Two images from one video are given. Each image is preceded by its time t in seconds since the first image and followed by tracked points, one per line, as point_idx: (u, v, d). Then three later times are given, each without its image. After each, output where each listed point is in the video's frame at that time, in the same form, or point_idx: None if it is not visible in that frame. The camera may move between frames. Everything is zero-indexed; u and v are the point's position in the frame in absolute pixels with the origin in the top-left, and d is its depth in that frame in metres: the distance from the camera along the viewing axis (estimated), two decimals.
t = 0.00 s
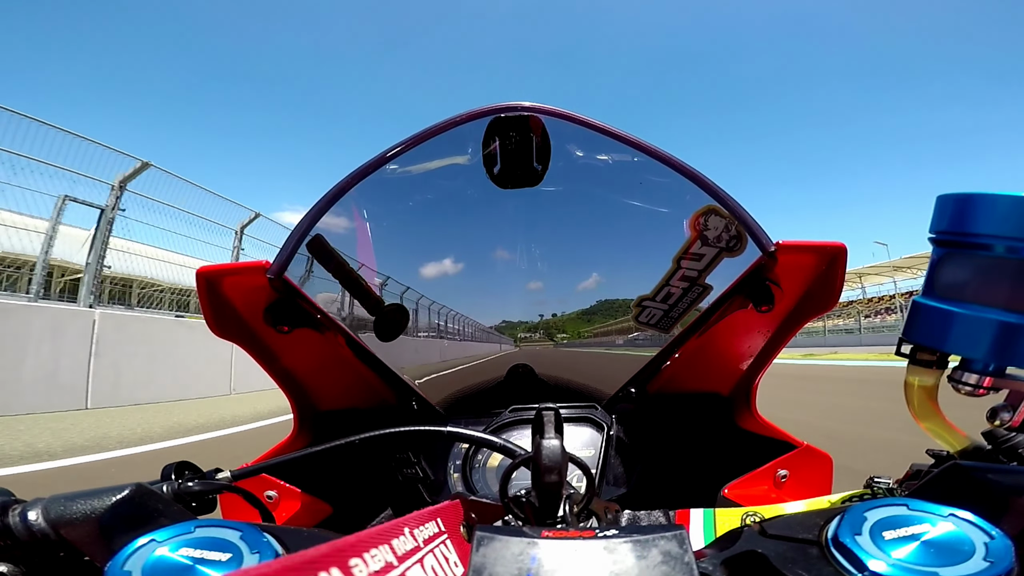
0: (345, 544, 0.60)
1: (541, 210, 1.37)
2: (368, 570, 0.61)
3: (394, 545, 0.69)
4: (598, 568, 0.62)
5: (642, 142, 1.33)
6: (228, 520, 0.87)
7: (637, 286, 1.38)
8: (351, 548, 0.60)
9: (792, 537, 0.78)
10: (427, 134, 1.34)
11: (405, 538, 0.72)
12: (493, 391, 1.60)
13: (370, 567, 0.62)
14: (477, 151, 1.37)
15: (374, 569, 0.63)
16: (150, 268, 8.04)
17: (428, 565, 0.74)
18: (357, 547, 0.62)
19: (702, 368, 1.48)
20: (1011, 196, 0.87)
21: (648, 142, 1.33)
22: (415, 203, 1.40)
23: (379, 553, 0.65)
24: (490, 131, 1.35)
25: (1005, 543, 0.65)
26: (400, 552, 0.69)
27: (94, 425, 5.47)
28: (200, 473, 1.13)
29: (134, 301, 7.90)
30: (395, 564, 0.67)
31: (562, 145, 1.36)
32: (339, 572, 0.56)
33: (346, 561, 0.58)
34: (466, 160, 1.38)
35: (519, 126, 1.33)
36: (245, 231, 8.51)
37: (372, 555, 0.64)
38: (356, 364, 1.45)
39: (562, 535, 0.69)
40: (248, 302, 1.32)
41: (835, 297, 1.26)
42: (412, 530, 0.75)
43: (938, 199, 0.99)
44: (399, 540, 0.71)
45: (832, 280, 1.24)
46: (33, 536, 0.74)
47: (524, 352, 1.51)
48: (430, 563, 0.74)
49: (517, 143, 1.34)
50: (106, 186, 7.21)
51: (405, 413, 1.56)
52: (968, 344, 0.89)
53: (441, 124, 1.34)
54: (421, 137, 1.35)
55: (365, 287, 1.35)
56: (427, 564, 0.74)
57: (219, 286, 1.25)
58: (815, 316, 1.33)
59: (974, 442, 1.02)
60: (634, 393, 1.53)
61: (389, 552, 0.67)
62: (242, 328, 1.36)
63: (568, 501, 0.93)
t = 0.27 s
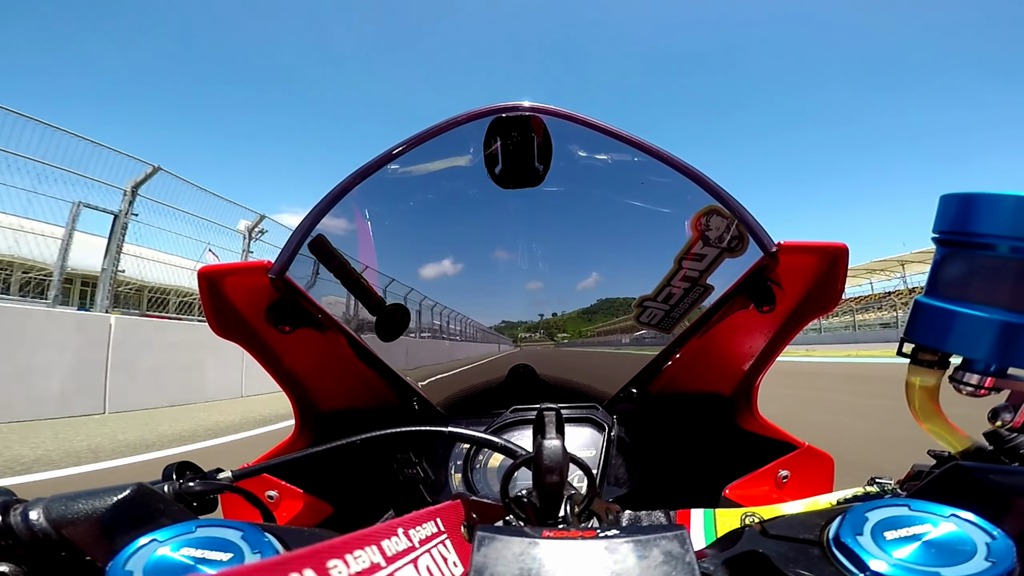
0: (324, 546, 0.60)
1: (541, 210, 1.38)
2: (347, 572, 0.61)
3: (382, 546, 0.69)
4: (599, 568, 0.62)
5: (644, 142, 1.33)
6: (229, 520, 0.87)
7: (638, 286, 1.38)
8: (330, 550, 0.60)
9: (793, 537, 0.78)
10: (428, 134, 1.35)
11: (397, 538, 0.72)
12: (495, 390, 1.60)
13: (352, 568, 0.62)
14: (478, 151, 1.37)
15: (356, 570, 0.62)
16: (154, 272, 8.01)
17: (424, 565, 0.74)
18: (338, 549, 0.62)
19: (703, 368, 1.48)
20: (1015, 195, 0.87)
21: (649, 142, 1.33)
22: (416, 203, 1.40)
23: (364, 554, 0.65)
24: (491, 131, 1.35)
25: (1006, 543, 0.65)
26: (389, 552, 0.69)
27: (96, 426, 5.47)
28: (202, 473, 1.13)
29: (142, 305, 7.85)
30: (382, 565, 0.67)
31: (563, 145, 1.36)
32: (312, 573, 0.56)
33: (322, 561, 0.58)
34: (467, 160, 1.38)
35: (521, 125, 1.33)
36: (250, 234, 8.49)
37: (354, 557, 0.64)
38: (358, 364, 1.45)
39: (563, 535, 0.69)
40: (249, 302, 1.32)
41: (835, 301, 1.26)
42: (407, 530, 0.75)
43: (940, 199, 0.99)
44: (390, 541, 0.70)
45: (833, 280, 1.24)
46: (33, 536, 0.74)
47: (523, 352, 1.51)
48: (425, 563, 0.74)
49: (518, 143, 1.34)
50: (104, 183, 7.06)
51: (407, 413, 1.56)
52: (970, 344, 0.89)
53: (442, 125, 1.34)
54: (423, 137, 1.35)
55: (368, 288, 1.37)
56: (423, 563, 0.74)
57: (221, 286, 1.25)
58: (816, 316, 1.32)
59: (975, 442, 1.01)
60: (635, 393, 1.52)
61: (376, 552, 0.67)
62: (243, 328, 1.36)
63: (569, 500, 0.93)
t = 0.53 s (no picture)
0: (319, 546, 0.60)
1: (542, 211, 1.38)
2: (343, 573, 0.61)
3: (381, 546, 0.69)
4: (600, 568, 0.62)
5: (644, 143, 1.33)
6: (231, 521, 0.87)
7: (639, 286, 1.37)
8: (325, 550, 0.60)
9: (794, 537, 0.78)
10: (429, 135, 1.35)
11: (397, 539, 0.72)
12: (495, 391, 1.60)
13: (348, 568, 0.62)
14: (478, 152, 1.37)
15: (352, 570, 0.62)
16: (159, 275, 7.97)
17: (424, 565, 0.74)
18: (333, 549, 0.61)
19: (704, 369, 1.48)
20: (1015, 196, 0.88)
21: (649, 143, 1.33)
22: (416, 203, 1.41)
23: (361, 554, 0.65)
24: (492, 131, 1.35)
25: (1007, 543, 0.65)
26: (388, 553, 0.70)
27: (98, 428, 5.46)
28: (203, 473, 1.13)
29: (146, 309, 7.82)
30: (381, 565, 0.67)
31: (564, 146, 1.37)
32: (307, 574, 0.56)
33: (317, 562, 0.58)
34: (468, 161, 1.38)
35: (522, 126, 1.33)
36: (255, 238, 8.47)
37: (351, 557, 0.64)
38: (359, 364, 1.45)
39: (563, 535, 0.69)
40: (250, 303, 1.32)
41: (836, 300, 1.26)
42: (407, 530, 0.75)
43: (942, 199, 0.99)
44: (388, 541, 0.70)
45: (833, 280, 1.24)
46: (35, 536, 0.74)
47: (523, 352, 1.51)
48: (425, 563, 0.74)
49: (519, 143, 1.34)
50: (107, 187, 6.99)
51: (408, 413, 1.56)
52: (970, 345, 0.89)
53: (443, 125, 1.35)
54: (423, 138, 1.35)
55: (368, 288, 1.37)
56: (422, 564, 0.74)
57: (222, 286, 1.25)
58: (817, 317, 1.32)
59: (976, 442, 1.01)
60: (636, 394, 1.52)
61: (374, 553, 0.67)
62: (244, 328, 1.36)
63: (571, 500, 0.93)
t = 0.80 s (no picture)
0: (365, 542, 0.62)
1: (542, 210, 1.38)
2: (387, 569, 0.63)
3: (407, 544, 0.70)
4: (600, 567, 0.62)
5: (644, 142, 1.33)
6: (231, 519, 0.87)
7: (639, 286, 1.38)
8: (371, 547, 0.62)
9: (794, 537, 0.78)
10: (428, 134, 1.35)
11: (414, 536, 0.73)
12: (495, 390, 1.60)
13: (387, 564, 0.64)
14: (478, 151, 1.37)
15: (391, 567, 0.64)
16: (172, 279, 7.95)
17: (438, 564, 0.74)
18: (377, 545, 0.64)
19: (704, 368, 1.48)
20: (1017, 196, 0.87)
21: (650, 142, 1.33)
22: (416, 203, 1.41)
23: (394, 552, 0.66)
24: (492, 131, 1.35)
25: (1008, 543, 0.65)
26: (413, 550, 0.71)
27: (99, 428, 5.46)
28: (204, 472, 1.13)
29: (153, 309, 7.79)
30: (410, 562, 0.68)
31: (564, 145, 1.36)
32: (362, 570, 0.58)
33: (367, 558, 0.61)
34: (468, 160, 1.38)
35: (521, 125, 1.33)
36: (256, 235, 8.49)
37: (388, 553, 0.65)
38: (358, 363, 1.45)
39: (564, 535, 0.69)
40: (250, 302, 1.32)
41: (837, 295, 1.25)
42: (421, 528, 0.76)
43: (942, 199, 0.99)
44: (410, 538, 0.72)
45: (834, 279, 1.24)
46: (35, 535, 0.73)
47: (522, 352, 1.51)
48: (438, 562, 0.74)
49: (519, 143, 1.34)
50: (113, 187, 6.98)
51: (408, 412, 1.56)
52: (971, 344, 0.89)
53: (443, 124, 1.34)
54: (423, 137, 1.35)
55: (368, 287, 1.37)
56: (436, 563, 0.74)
57: (222, 285, 1.25)
58: (816, 315, 1.32)
59: (976, 441, 1.01)
60: (636, 393, 1.52)
61: (403, 550, 0.69)
62: (244, 328, 1.36)
63: (571, 499, 0.94)
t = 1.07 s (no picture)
0: (335, 546, 0.60)
1: (542, 210, 1.38)
2: (360, 573, 0.61)
3: (391, 546, 0.69)
4: (599, 567, 0.62)
5: (643, 143, 1.33)
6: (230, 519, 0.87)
7: (639, 286, 1.37)
8: (341, 551, 0.60)
9: (793, 537, 0.78)
10: (428, 135, 1.35)
11: (404, 538, 0.73)
12: (495, 390, 1.61)
13: (363, 568, 0.63)
14: (478, 151, 1.37)
15: (367, 570, 0.63)
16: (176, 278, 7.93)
17: (428, 565, 0.74)
18: (348, 550, 0.62)
19: (703, 369, 1.48)
20: (1014, 197, 0.88)
21: (649, 143, 1.33)
22: (416, 203, 1.41)
23: (373, 554, 0.66)
24: (492, 131, 1.35)
25: (1007, 543, 0.65)
26: (397, 553, 0.70)
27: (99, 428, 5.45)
28: (203, 473, 1.13)
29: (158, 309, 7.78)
30: (391, 565, 0.67)
31: (564, 145, 1.37)
32: None
33: (334, 563, 0.59)
34: (468, 160, 1.38)
35: (521, 126, 1.33)
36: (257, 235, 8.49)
37: (365, 557, 0.64)
38: (357, 364, 1.45)
39: (563, 535, 0.69)
40: (249, 302, 1.32)
41: (836, 296, 1.26)
42: (412, 530, 0.75)
43: (942, 199, 0.99)
44: (397, 541, 0.71)
45: (833, 280, 1.24)
46: (35, 535, 0.74)
47: (521, 352, 1.51)
48: (430, 563, 0.74)
49: (518, 143, 1.34)
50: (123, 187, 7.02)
51: (407, 413, 1.56)
52: (970, 345, 0.89)
53: (442, 125, 1.35)
54: (423, 138, 1.35)
55: (368, 288, 1.37)
56: (427, 564, 0.74)
57: (221, 285, 1.25)
58: (816, 316, 1.32)
59: (976, 442, 1.01)
60: (635, 393, 1.52)
61: (385, 552, 0.68)
62: (244, 328, 1.36)
63: (570, 500, 0.94)
